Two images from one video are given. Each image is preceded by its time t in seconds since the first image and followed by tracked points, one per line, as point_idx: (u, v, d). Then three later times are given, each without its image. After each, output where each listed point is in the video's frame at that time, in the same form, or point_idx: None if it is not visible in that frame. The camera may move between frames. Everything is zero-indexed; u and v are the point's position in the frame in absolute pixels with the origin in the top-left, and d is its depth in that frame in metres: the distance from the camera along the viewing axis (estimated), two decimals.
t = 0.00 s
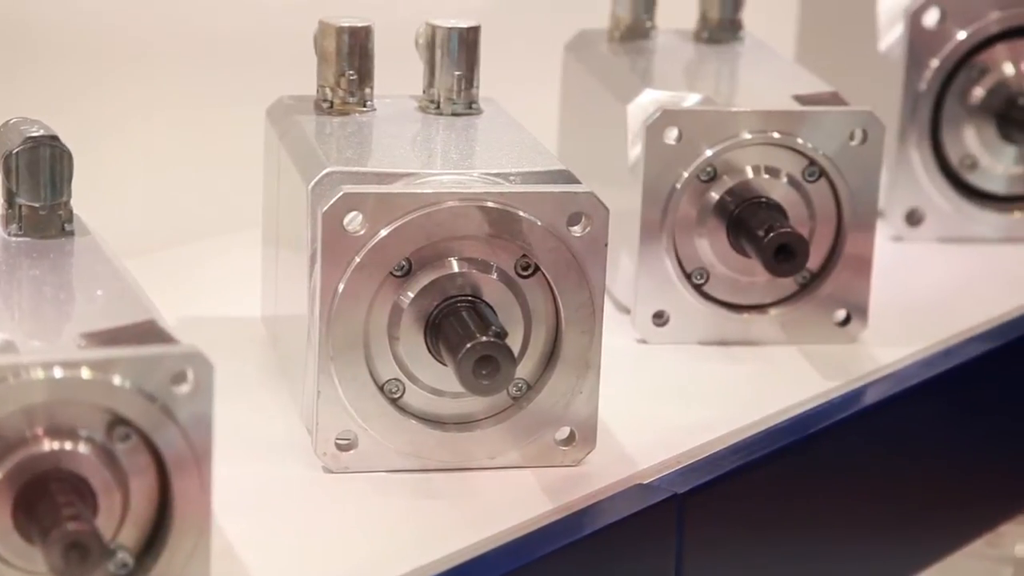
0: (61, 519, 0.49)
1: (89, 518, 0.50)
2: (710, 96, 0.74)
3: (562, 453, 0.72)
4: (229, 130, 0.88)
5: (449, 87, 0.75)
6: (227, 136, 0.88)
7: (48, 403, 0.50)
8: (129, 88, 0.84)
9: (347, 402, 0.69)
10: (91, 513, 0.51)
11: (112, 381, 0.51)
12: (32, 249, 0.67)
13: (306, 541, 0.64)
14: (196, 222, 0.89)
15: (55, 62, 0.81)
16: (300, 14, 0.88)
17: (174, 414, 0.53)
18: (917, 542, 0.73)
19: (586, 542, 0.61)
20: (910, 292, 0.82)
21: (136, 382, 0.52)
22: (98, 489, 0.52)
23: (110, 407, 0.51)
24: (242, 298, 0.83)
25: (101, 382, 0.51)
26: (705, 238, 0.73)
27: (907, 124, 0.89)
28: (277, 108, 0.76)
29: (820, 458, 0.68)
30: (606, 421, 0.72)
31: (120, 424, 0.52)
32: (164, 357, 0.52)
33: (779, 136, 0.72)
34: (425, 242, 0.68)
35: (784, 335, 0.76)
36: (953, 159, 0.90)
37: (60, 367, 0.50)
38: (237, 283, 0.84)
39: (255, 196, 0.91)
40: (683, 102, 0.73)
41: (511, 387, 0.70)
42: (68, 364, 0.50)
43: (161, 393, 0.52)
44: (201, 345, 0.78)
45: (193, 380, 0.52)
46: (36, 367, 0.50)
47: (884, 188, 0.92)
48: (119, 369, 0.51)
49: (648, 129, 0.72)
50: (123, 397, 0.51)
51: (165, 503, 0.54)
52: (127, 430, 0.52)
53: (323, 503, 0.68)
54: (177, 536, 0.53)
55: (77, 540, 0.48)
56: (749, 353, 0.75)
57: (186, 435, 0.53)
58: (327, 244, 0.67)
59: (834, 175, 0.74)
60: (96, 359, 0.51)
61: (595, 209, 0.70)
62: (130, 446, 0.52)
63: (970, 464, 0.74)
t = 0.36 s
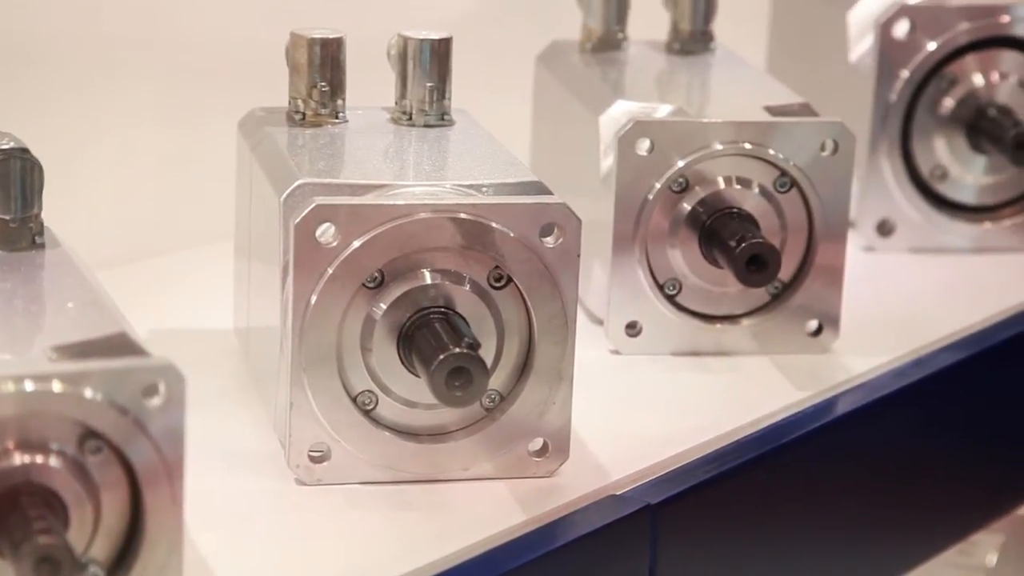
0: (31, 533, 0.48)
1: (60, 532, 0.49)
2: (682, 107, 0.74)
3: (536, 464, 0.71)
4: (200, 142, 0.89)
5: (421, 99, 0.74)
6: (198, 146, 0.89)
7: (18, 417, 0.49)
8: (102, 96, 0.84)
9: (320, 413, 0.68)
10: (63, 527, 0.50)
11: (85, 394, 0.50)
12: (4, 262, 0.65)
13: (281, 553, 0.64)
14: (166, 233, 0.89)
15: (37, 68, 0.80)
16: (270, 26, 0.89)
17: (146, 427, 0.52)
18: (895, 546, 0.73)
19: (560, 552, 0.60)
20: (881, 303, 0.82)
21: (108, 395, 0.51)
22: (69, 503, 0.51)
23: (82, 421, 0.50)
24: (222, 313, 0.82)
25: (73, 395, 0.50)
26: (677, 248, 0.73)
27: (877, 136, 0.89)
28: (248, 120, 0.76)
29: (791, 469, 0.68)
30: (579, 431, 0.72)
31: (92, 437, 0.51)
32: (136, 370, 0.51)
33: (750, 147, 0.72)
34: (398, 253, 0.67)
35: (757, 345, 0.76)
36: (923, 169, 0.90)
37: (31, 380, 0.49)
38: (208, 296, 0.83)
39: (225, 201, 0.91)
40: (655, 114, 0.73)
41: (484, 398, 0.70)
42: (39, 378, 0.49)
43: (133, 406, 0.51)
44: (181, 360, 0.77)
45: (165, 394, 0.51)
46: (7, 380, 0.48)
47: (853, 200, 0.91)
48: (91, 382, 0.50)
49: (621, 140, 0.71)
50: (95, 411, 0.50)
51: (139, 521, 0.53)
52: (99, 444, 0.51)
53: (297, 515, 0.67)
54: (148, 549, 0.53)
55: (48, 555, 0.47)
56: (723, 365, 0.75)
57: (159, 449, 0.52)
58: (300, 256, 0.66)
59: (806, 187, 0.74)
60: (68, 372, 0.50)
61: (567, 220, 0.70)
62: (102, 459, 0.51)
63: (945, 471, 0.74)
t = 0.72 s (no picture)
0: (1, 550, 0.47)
1: (31, 548, 0.48)
2: (653, 120, 0.74)
3: (509, 477, 0.71)
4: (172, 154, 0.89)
5: (393, 112, 0.74)
6: (171, 159, 0.89)
7: None
8: (75, 109, 0.84)
9: (293, 427, 0.68)
10: (34, 542, 0.50)
11: (56, 409, 0.49)
12: None
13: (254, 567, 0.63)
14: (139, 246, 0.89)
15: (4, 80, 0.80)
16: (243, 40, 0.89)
17: (119, 441, 0.51)
18: (866, 555, 0.73)
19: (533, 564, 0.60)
20: (854, 315, 0.83)
21: (80, 410, 0.50)
22: (41, 518, 0.50)
23: (53, 436, 0.50)
24: (193, 325, 0.81)
25: (43, 410, 0.49)
26: (649, 261, 0.73)
27: (846, 146, 0.89)
28: (220, 133, 0.75)
29: (762, 481, 0.68)
30: (552, 443, 0.72)
31: (64, 452, 0.50)
32: (108, 383, 0.50)
33: (721, 159, 0.72)
34: (370, 266, 0.67)
35: (730, 356, 0.76)
36: (893, 180, 0.90)
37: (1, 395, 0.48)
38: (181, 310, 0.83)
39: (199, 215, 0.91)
40: (626, 126, 0.74)
41: (456, 411, 0.70)
42: (10, 393, 0.48)
43: (105, 421, 0.50)
44: (153, 373, 0.76)
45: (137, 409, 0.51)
46: None
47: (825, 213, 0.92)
48: (63, 396, 0.50)
49: (593, 153, 0.72)
50: (67, 426, 0.50)
51: (110, 538, 0.52)
52: (71, 459, 0.50)
53: (271, 529, 0.66)
54: (121, 565, 0.52)
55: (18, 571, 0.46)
56: (695, 377, 0.75)
57: (132, 463, 0.51)
58: (271, 271, 0.66)
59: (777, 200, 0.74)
60: (39, 387, 0.49)
61: (539, 233, 0.70)
62: (74, 473, 0.51)
63: (917, 482, 0.74)
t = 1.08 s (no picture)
0: None
1: None
2: (626, 134, 0.75)
3: (483, 491, 0.71)
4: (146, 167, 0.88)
5: (366, 127, 0.74)
6: (145, 172, 0.88)
7: None
8: (45, 122, 0.84)
9: (266, 444, 0.67)
10: (4, 559, 0.49)
11: (27, 426, 0.49)
12: None
13: None
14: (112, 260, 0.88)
15: None
16: (218, 55, 0.89)
17: (91, 458, 0.50)
18: (842, 567, 0.74)
19: None
20: (829, 329, 0.83)
21: (51, 426, 0.50)
22: (11, 535, 0.49)
23: (24, 453, 0.49)
24: (166, 341, 0.81)
25: (14, 426, 0.49)
26: (622, 275, 0.74)
27: (817, 161, 0.89)
28: (193, 148, 0.75)
29: (736, 495, 0.68)
30: (526, 458, 0.71)
31: (34, 468, 0.50)
32: (79, 399, 0.50)
33: (693, 174, 0.73)
34: (343, 281, 0.67)
35: (703, 370, 0.76)
36: (865, 195, 0.91)
37: None
38: (153, 323, 0.82)
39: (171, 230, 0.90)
40: (599, 141, 0.74)
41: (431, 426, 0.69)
42: None
43: (76, 437, 0.50)
44: (123, 389, 0.75)
45: (109, 426, 0.50)
46: None
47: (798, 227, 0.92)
48: (33, 413, 0.49)
49: (566, 168, 0.72)
50: (37, 442, 0.49)
51: (81, 559, 0.52)
52: (41, 476, 0.50)
53: (243, 544, 0.66)
54: None
55: None
56: (669, 391, 0.75)
57: (104, 480, 0.51)
58: (243, 286, 0.65)
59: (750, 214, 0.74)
60: (9, 404, 0.49)
61: (513, 247, 0.69)
62: (45, 490, 0.50)
63: (892, 494, 0.75)
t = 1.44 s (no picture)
0: None
1: None
2: (600, 149, 0.74)
3: (457, 509, 0.69)
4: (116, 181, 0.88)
5: (339, 143, 0.74)
6: (116, 187, 0.88)
7: None
8: (18, 135, 0.83)
9: (240, 462, 0.66)
10: None
11: None
12: None
13: None
14: (80, 275, 0.88)
15: None
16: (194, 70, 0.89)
17: (62, 478, 0.50)
18: None
19: None
20: (805, 344, 0.83)
21: (20, 446, 0.49)
22: None
23: None
24: (137, 357, 0.80)
25: None
26: (598, 291, 0.73)
27: (792, 176, 0.89)
28: (166, 164, 0.74)
29: (712, 512, 0.67)
30: (501, 476, 0.71)
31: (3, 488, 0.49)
32: (49, 419, 0.49)
33: (669, 189, 0.72)
34: (317, 298, 0.66)
35: (678, 386, 0.76)
36: (840, 210, 0.90)
37: None
38: (124, 340, 0.82)
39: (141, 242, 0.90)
40: (574, 156, 0.73)
41: (406, 443, 0.68)
42: None
43: (46, 458, 0.49)
44: (92, 406, 0.75)
45: (80, 446, 0.49)
46: None
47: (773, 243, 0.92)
48: (2, 433, 0.49)
49: (540, 183, 0.71)
50: (5, 463, 0.48)
51: None
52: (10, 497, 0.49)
53: (215, 564, 0.64)
54: None
55: None
56: (644, 407, 0.75)
57: (76, 501, 0.50)
58: (216, 303, 0.64)
59: (725, 230, 0.74)
60: None
61: (487, 263, 0.69)
62: (14, 510, 0.49)
63: (867, 509, 0.74)
